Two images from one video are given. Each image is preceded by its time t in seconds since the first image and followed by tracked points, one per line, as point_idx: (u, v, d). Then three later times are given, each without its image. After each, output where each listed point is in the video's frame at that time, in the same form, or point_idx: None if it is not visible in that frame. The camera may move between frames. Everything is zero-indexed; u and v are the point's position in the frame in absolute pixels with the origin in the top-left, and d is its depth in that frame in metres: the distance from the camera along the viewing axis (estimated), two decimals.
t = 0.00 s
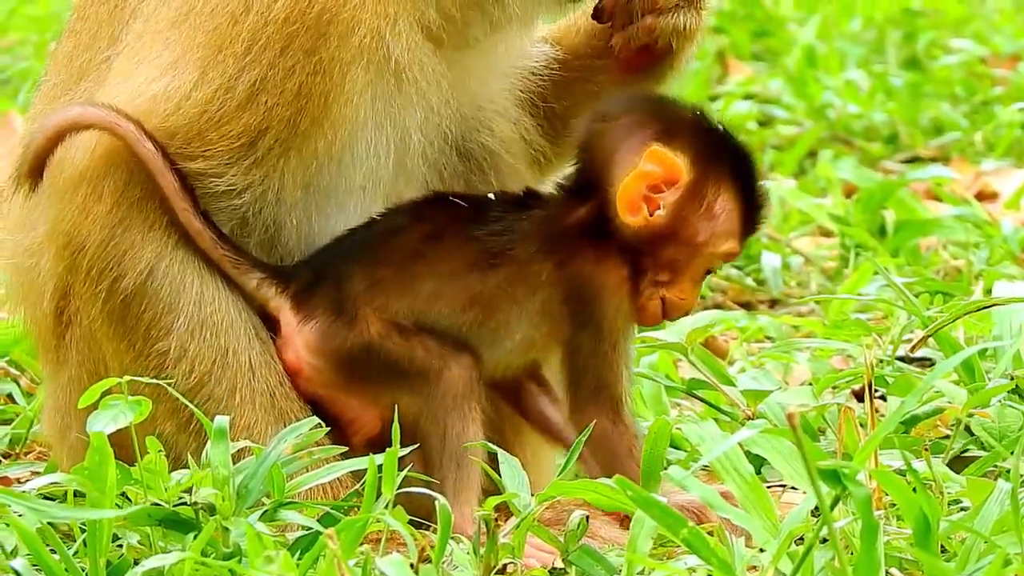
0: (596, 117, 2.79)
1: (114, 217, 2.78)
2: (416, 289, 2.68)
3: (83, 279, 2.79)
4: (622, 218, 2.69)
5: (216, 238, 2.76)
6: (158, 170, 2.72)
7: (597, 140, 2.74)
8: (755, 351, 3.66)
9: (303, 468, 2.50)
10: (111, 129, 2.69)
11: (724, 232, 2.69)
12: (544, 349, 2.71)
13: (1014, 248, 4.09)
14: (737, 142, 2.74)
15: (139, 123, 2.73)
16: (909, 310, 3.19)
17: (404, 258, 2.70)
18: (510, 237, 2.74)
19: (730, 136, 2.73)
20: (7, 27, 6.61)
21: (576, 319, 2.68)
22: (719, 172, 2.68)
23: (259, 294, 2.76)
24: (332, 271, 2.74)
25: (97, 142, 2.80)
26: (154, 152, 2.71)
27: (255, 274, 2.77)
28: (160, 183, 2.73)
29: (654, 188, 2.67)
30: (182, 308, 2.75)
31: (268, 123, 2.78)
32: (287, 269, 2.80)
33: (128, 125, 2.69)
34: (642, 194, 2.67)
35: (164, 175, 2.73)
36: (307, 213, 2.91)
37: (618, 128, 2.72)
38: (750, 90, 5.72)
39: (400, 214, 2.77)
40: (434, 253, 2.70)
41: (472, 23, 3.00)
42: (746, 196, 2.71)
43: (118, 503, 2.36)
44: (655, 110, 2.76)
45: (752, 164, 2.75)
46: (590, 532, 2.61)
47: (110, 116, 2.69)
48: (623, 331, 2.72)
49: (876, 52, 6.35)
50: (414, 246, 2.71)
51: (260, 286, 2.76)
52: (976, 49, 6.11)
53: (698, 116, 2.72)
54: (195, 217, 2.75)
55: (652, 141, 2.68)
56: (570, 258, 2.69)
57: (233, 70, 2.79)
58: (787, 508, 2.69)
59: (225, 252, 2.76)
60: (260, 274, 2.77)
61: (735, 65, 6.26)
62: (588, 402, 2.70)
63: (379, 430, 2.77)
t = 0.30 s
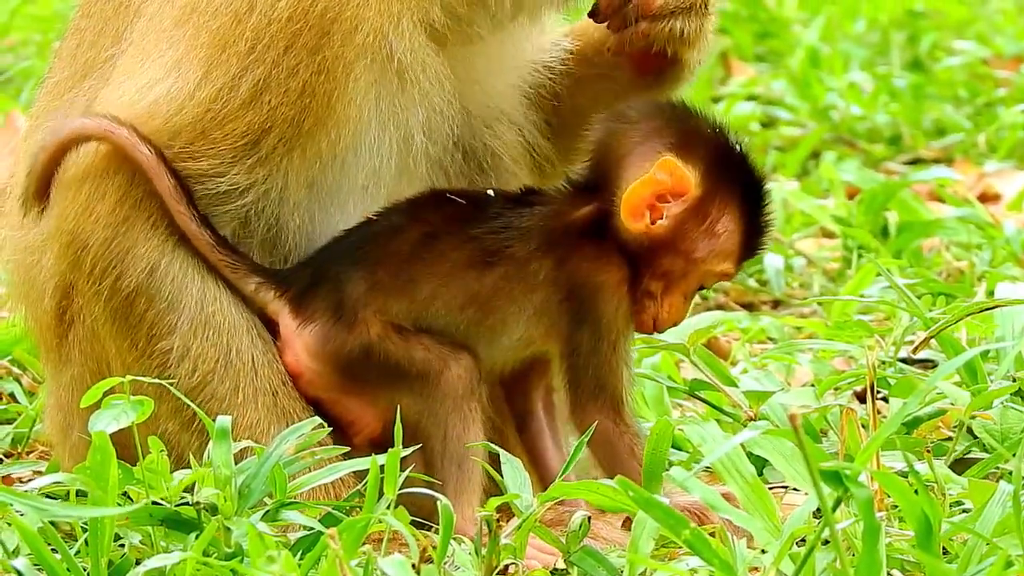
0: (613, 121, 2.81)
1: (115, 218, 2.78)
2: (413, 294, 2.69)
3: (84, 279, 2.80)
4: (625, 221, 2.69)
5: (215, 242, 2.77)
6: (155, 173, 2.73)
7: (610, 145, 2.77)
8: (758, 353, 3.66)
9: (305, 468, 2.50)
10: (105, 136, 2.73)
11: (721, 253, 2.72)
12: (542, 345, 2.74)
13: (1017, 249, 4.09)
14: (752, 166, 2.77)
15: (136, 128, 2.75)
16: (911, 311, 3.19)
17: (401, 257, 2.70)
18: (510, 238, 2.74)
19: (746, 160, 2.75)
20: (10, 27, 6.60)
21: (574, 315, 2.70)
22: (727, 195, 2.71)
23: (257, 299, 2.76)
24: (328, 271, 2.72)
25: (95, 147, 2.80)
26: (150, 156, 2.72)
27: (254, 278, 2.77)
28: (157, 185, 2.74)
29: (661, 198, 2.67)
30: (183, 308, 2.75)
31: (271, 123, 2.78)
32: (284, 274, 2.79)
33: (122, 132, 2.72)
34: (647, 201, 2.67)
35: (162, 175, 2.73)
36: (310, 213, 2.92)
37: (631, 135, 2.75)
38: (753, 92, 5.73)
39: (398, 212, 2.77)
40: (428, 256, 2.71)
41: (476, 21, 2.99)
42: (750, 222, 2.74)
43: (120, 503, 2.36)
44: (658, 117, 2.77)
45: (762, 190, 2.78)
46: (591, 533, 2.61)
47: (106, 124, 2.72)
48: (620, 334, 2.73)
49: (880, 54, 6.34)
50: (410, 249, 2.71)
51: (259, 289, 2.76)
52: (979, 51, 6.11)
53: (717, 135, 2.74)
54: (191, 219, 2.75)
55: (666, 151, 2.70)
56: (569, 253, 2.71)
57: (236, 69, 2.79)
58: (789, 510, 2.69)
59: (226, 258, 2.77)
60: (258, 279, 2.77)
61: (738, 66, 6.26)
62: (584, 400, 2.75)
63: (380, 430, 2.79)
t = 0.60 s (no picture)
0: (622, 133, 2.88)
1: (118, 215, 2.81)
2: (411, 298, 2.65)
3: (88, 277, 2.82)
4: (637, 236, 2.76)
5: (215, 239, 2.77)
6: (157, 168, 2.75)
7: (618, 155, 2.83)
8: (757, 353, 3.66)
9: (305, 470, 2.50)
10: (106, 133, 2.76)
11: (721, 272, 2.83)
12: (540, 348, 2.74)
13: (1016, 251, 4.09)
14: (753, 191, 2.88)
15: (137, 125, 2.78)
16: (911, 313, 3.19)
17: (399, 260, 2.65)
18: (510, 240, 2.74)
19: (749, 183, 2.87)
20: (10, 28, 6.61)
21: (586, 325, 2.74)
22: (731, 217, 2.82)
23: (255, 299, 2.75)
24: (325, 275, 2.68)
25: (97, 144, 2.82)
26: (152, 151, 2.74)
27: (250, 280, 2.76)
28: (159, 180, 2.76)
29: (673, 213, 2.74)
30: (186, 304, 2.77)
31: (274, 112, 2.80)
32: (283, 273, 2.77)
33: (125, 128, 2.75)
34: (661, 217, 2.74)
35: (163, 171, 2.75)
36: (315, 205, 2.93)
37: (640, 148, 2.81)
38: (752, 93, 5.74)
39: (395, 216, 2.72)
40: (429, 260, 2.66)
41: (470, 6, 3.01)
42: (748, 243, 2.85)
43: (119, 504, 2.36)
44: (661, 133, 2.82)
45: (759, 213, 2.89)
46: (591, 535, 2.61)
47: (108, 121, 2.76)
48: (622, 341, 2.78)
49: (880, 56, 6.35)
50: (410, 255, 2.66)
51: (255, 291, 2.75)
52: (978, 52, 6.11)
53: (724, 156, 2.85)
54: (193, 212, 2.76)
55: (681, 168, 2.77)
56: (577, 264, 2.73)
57: (238, 61, 2.79)
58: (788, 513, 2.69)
59: (224, 257, 2.76)
60: (255, 280, 2.76)
61: (737, 67, 6.27)
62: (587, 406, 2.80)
63: (378, 432, 2.76)
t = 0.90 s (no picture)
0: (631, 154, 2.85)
1: (119, 210, 2.81)
2: (417, 304, 2.67)
3: (88, 273, 2.82)
4: (648, 256, 2.73)
5: (218, 231, 2.76)
6: (160, 159, 2.76)
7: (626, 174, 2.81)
8: (755, 354, 3.67)
9: (302, 471, 2.50)
10: (110, 127, 2.77)
11: (728, 295, 2.78)
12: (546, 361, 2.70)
13: (1014, 252, 4.09)
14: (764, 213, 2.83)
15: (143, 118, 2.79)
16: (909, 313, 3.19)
17: (412, 265, 2.68)
18: (510, 242, 2.74)
19: (759, 207, 2.82)
20: (7, 28, 6.60)
21: (588, 333, 2.70)
22: (740, 239, 2.77)
23: (259, 291, 2.75)
24: (333, 276, 2.69)
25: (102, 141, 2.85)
26: (155, 144, 2.76)
27: (256, 270, 2.76)
28: (162, 172, 2.77)
29: (682, 232, 2.72)
30: (185, 301, 2.77)
31: (259, 101, 2.84)
32: (291, 268, 2.77)
33: (132, 121, 2.76)
34: (670, 235, 2.71)
35: (166, 164, 2.76)
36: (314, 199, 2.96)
37: (649, 167, 2.79)
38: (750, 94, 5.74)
39: (411, 222, 2.76)
40: (437, 268, 2.69)
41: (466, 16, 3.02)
42: (758, 267, 2.81)
43: (117, 505, 2.36)
44: (667, 150, 2.80)
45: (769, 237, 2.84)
46: (590, 536, 2.61)
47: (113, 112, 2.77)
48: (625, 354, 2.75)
49: (877, 57, 6.35)
50: (421, 262, 2.69)
51: (260, 283, 2.75)
52: (975, 53, 6.11)
53: (735, 177, 2.80)
54: (196, 207, 2.77)
55: (690, 186, 2.74)
56: (588, 277, 2.71)
57: (217, 57, 2.85)
58: (787, 513, 2.69)
59: (229, 248, 2.76)
60: (261, 270, 2.76)
61: (735, 68, 6.28)
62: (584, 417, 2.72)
63: (376, 432, 2.76)
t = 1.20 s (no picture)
0: (632, 160, 2.86)
1: (108, 214, 2.80)
2: (408, 310, 2.68)
3: (79, 275, 2.82)
4: (648, 259, 2.71)
5: (207, 238, 2.76)
6: (151, 165, 2.76)
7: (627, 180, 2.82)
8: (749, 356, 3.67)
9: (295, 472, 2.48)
10: (104, 132, 2.77)
11: (729, 299, 2.79)
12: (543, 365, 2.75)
13: (1008, 255, 4.10)
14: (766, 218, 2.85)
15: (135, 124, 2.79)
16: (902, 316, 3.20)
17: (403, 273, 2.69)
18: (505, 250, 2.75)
19: (761, 212, 2.83)
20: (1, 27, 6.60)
21: (588, 343, 2.72)
22: (742, 243, 2.78)
23: (250, 300, 2.75)
24: (323, 285, 2.70)
25: (88, 149, 2.82)
26: (148, 150, 2.75)
27: (247, 280, 2.75)
28: (153, 178, 2.76)
29: (682, 236, 2.71)
30: (175, 302, 2.77)
31: (236, 93, 2.86)
32: (281, 278, 2.78)
33: (123, 126, 2.76)
34: (670, 238, 2.70)
35: (158, 170, 2.76)
36: (302, 189, 2.98)
37: (652, 172, 2.81)
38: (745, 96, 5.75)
39: (406, 228, 2.76)
40: (432, 276, 2.70)
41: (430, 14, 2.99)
42: (759, 270, 2.81)
43: (111, 505, 2.36)
44: (668, 153, 2.83)
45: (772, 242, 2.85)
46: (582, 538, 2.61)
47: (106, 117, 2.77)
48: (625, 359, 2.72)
49: (872, 59, 6.36)
50: (412, 269, 2.70)
51: (251, 291, 2.75)
52: (970, 56, 6.12)
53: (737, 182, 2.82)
54: (187, 215, 2.76)
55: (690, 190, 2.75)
56: (583, 281, 2.72)
57: (194, 50, 2.88)
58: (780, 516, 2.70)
59: (219, 257, 2.75)
60: (252, 280, 2.76)
61: (730, 70, 6.29)
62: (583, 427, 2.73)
63: (370, 438, 2.76)
